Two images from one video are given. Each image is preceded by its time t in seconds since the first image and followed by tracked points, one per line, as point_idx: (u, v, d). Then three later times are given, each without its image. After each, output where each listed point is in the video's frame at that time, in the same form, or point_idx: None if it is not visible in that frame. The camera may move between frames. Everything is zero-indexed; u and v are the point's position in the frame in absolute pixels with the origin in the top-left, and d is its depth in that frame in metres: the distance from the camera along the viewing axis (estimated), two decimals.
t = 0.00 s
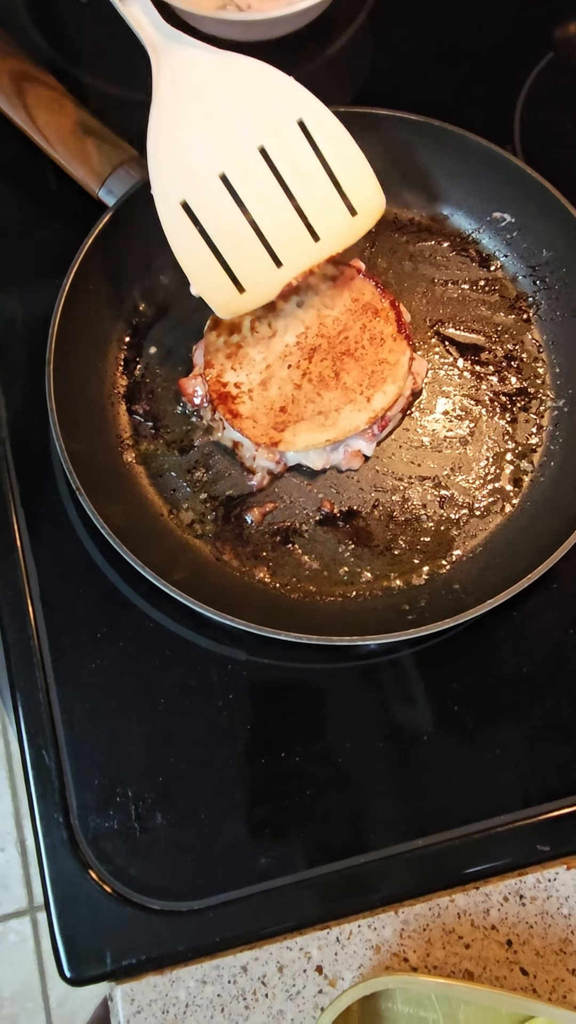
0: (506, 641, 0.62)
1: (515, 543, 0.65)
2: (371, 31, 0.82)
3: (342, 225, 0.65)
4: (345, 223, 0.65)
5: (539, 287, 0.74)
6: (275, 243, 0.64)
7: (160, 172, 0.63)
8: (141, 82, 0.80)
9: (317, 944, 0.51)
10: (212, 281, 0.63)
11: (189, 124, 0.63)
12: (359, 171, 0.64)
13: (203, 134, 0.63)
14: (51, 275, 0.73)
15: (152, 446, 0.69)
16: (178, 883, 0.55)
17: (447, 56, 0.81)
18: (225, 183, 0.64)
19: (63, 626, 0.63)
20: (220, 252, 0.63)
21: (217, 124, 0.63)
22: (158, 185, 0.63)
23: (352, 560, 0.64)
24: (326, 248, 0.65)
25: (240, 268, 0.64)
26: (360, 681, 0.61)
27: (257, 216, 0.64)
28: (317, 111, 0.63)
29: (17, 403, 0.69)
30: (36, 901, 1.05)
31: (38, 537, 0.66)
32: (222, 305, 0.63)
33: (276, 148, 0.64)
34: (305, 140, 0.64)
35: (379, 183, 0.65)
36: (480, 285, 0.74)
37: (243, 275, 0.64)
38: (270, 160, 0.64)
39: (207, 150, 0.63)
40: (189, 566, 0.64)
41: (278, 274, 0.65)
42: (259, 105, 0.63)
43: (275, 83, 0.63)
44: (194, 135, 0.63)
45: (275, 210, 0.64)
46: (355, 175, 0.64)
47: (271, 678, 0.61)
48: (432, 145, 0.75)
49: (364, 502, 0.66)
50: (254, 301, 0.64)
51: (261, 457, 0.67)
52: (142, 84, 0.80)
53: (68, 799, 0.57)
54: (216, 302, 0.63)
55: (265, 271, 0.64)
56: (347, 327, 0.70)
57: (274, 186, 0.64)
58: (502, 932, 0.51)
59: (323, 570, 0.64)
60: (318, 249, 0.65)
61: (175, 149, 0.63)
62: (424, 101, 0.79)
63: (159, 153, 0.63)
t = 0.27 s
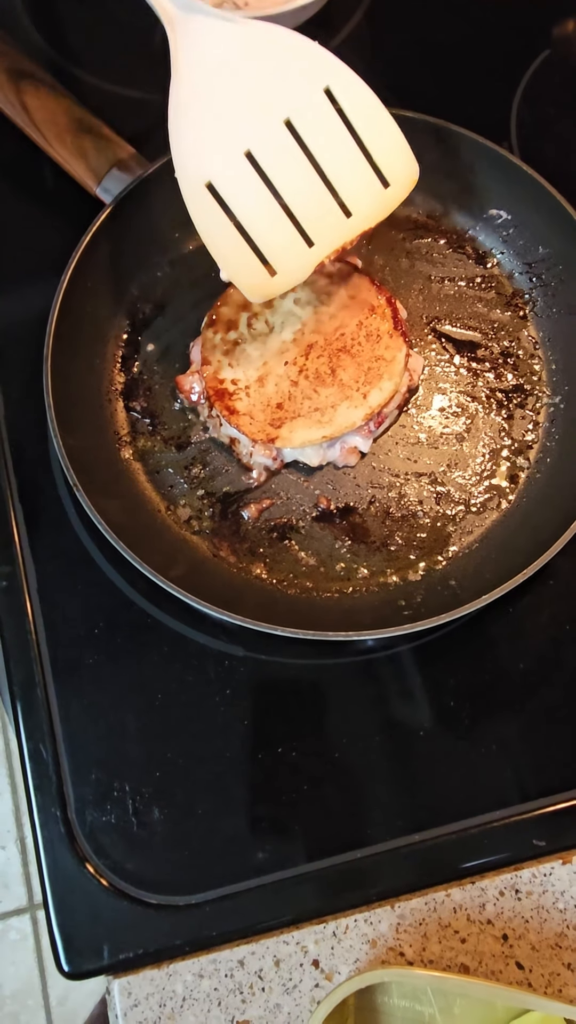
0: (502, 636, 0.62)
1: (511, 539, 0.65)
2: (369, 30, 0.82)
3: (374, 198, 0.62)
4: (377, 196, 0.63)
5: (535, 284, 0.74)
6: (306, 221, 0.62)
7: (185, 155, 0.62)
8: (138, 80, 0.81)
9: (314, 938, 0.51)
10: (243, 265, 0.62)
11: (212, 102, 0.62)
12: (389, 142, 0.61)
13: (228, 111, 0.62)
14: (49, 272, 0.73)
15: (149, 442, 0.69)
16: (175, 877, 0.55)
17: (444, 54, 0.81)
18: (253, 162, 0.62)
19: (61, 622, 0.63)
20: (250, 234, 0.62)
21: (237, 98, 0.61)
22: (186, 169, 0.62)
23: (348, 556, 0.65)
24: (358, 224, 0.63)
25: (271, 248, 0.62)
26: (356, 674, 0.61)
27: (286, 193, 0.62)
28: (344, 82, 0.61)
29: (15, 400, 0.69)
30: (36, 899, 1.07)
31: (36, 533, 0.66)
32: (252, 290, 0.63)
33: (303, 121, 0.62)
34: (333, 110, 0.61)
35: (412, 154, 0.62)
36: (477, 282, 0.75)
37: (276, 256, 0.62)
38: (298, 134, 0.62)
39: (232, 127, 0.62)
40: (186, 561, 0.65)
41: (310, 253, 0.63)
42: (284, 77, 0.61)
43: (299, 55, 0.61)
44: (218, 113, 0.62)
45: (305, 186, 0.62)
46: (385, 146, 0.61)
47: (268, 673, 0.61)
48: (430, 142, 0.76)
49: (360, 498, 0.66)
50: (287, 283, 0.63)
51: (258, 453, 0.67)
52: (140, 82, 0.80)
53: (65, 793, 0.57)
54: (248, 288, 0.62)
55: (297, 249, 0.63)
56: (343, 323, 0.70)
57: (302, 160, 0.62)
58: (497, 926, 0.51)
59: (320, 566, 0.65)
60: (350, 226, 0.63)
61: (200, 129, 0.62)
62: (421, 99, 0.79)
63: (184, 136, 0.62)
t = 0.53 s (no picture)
0: (502, 635, 0.62)
1: (511, 537, 0.65)
2: (369, 28, 0.82)
3: (371, 162, 0.62)
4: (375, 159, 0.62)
5: (535, 282, 0.74)
6: (305, 185, 0.62)
7: (184, 121, 0.61)
8: (138, 78, 0.81)
9: (314, 935, 0.51)
10: (244, 231, 0.62)
11: (208, 64, 0.60)
12: (386, 105, 0.61)
13: (225, 74, 0.61)
14: (48, 271, 0.73)
15: (148, 440, 0.69)
16: (175, 874, 0.55)
17: (444, 53, 0.81)
18: (252, 127, 0.62)
19: (60, 621, 0.63)
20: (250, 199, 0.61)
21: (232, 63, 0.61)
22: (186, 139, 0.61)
23: (348, 554, 0.65)
24: (357, 188, 0.63)
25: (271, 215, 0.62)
26: (356, 671, 0.61)
27: (286, 159, 0.61)
28: (340, 46, 0.60)
29: (14, 399, 0.69)
30: (36, 899, 1.08)
31: (35, 532, 0.66)
32: (253, 254, 0.62)
33: (300, 83, 0.61)
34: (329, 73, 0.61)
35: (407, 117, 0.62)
36: (477, 280, 0.74)
37: (277, 223, 0.62)
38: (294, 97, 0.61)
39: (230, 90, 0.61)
40: (185, 559, 0.65)
41: (310, 218, 0.63)
42: (279, 38, 0.60)
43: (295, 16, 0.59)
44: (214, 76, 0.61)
45: (304, 151, 0.61)
46: (382, 110, 0.61)
47: (267, 671, 0.61)
48: (429, 140, 0.75)
49: (360, 495, 0.66)
50: (288, 248, 0.63)
51: (257, 450, 0.67)
52: (140, 81, 0.80)
53: (65, 791, 0.57)
54: (250, 252, 0.62)
55: (297, 216, 0.63)
56: (343, 321, 0.70)
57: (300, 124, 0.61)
58: (497, 924, 0.51)
59: (319, 563, 0.65)
60: (349, 189, 0.63)
61: (198, 94, 0.61)
62: (421, 97, 0.79)
63: (181, 103, 0.61)
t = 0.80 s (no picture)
0: (504, 635, 0.62)
1: (513, 537, 0.65)
2: (370, 27, 0.82)
3: (380, 216, 0.63)
4: (385, 214, 0.63)
5: (537, 281, 0.74)
6: (315, 240, 0.63)
7: (196, 178, 0.63)
8: (139, 78, 0.80)
9: (315, 936, 0.51)
10: (255, 283, 0.63)
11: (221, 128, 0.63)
12: (393, 159, 0.62)
13: (235, 135, 0.63)
14: (50, 271, 0.73)
15: (150, 440, 0.69)
16: (176, 874, 0.55)
17: (445, 52, 0.81)
18: (263, 186, 0.63)
19: (61, 620, 0.63)
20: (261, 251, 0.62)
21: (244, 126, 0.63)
22: (197, 195, 0.63)
23: (350, 554, 0.64)
24: (367, 243, 0.63)
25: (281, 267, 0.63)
26: (358, 671, 0.61)
27: (297, 216, 0.63)
28: (348, 103, 0.61)
29: (16, 399, 0.69)
30: (38, 898, 1.11)
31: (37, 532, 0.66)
32: (263, 307, 0.63)
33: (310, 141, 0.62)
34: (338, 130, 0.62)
35: (416, 171, 0.62)
36: (479, 280, 0.74)
37: (286, 277, 0.63)
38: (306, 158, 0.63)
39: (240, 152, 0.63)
40: (187, 560, 0.64)
41: (321, 274, 0.63)
42: (288, 98, 0.62)
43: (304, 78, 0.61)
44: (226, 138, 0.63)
45: (314, 207, 0.62)
46: (389, 164, 0.62)
47: (269, 671, 0.61)
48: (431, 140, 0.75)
49: (362, 496, 0.66)
50: (298, 300, 0.63)
51: (259, 451, 0.67)
52: (141, 80, 0.80)
53: (66, 790, 0.57)
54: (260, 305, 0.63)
55: (307, 270, 0.63)
56: (344, 321, 0.70)
57: (310, 181, 0.62)
58: (499, 925, 0.51)
59: (321, 564, 0.64)
60: (359, 244, 0.63)
61: (210, 153, 0.63)
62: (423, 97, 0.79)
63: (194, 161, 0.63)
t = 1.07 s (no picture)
0: (507, 637, 0.62)
1: (517, 538, 0.65)
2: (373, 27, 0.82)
3: (382, 258, 0.65)
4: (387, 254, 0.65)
5: (541, 281, 0.74)
6: (319, 278, 0.65)
7: (202, 218, 0.64)
8: (141, 77, 0.80)
9: (319, 939, 0.51)
10: (262, 321, 0.65)
11: (225, 164, 0.64)
12: (396, 196, 0.64)
13: (240, 171, 0.64)
14: (52, 271, 0.73)
15: (154, 441, 0.69)
16: (179, 876, 0.55)
17: (448, 52, 0.80)
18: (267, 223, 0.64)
19: (64, 621, 0.63)
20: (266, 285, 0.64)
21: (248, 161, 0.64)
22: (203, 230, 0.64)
23: (353, 555, 0.64)
24: (368, 280, 0.66)
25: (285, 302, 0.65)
26: (362, 673, 0.61)
27: (300, 251, 0.64)
28: (351, 142, 0.63)
29: (18, 399, 0.69)
30: (40, 898, 1.11)
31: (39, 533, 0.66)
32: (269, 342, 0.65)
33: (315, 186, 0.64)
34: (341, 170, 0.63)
35: (418, 209, 0.64)
36: (482, 280, 0.74)
37: (291, 313, 0.65)
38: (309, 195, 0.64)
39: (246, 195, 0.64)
40: (190, 561, 0.64)
41: (324, 309, 0.65)
42: (292, 136, 0.63)
43: (307, 121, 0.63)
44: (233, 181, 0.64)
45: (318, 244, 0.64)
46: (392, 203, 0.64)
47: (272, 673, 0.61)
48: (434, 140, 0.76)
49: (366, 497, 0.66)
50: (302, 335, 0.66)
51: (263, 452, 0.67)
52: (143, 80, 0.80)
53: (69, 792, 0.57)
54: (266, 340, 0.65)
55: (311, 305, 0.65)
56: (348, 321, 0.70)
57: (314, 222, 0.64)
58: (504, 927, 0.51)
59: (324, 565, 0.64)
60: (362, 280, 0.65)
61: (214, 189, 0.64)
62: (426, 97, 0.79)
63: (199, 198, 0.64)
